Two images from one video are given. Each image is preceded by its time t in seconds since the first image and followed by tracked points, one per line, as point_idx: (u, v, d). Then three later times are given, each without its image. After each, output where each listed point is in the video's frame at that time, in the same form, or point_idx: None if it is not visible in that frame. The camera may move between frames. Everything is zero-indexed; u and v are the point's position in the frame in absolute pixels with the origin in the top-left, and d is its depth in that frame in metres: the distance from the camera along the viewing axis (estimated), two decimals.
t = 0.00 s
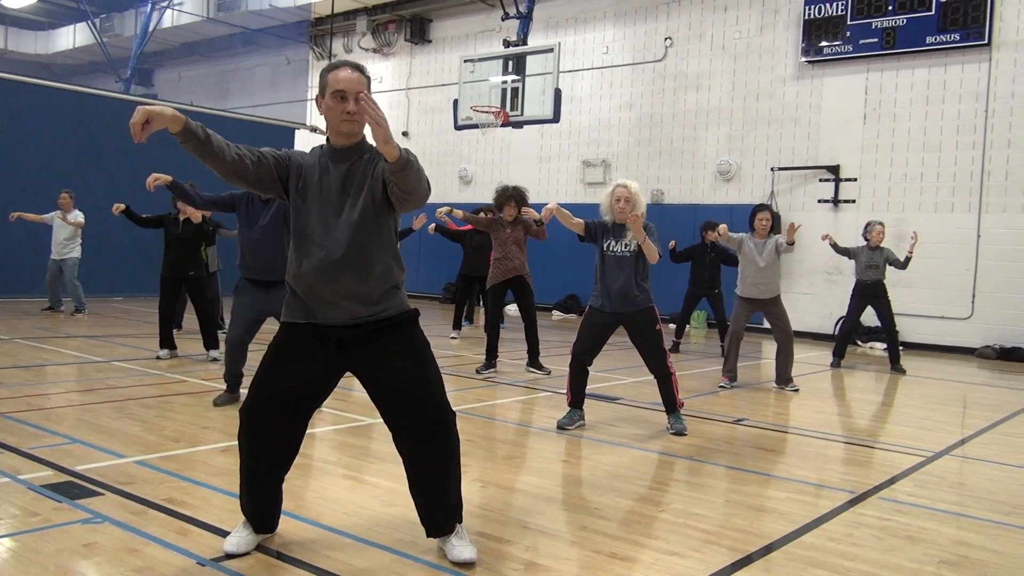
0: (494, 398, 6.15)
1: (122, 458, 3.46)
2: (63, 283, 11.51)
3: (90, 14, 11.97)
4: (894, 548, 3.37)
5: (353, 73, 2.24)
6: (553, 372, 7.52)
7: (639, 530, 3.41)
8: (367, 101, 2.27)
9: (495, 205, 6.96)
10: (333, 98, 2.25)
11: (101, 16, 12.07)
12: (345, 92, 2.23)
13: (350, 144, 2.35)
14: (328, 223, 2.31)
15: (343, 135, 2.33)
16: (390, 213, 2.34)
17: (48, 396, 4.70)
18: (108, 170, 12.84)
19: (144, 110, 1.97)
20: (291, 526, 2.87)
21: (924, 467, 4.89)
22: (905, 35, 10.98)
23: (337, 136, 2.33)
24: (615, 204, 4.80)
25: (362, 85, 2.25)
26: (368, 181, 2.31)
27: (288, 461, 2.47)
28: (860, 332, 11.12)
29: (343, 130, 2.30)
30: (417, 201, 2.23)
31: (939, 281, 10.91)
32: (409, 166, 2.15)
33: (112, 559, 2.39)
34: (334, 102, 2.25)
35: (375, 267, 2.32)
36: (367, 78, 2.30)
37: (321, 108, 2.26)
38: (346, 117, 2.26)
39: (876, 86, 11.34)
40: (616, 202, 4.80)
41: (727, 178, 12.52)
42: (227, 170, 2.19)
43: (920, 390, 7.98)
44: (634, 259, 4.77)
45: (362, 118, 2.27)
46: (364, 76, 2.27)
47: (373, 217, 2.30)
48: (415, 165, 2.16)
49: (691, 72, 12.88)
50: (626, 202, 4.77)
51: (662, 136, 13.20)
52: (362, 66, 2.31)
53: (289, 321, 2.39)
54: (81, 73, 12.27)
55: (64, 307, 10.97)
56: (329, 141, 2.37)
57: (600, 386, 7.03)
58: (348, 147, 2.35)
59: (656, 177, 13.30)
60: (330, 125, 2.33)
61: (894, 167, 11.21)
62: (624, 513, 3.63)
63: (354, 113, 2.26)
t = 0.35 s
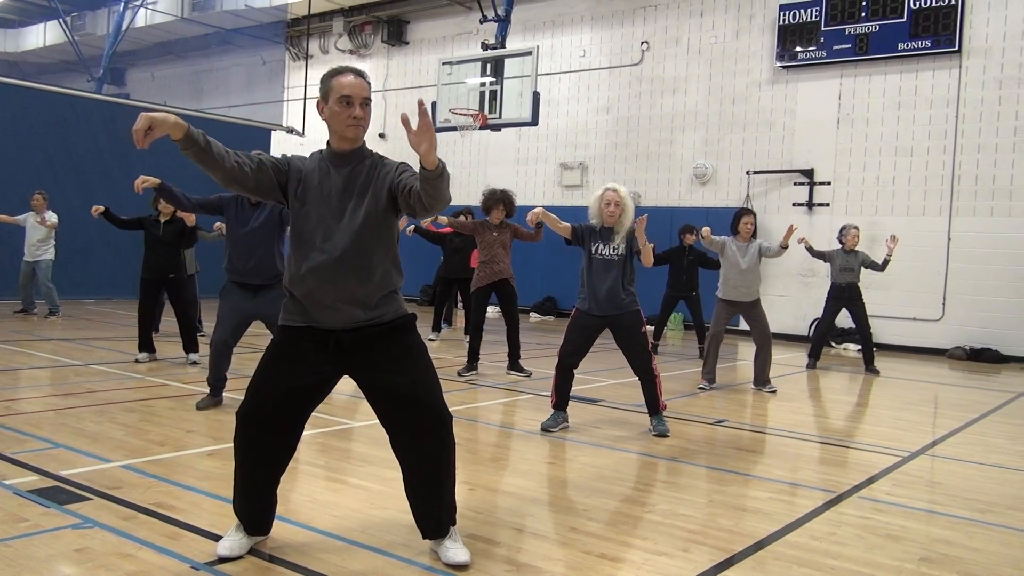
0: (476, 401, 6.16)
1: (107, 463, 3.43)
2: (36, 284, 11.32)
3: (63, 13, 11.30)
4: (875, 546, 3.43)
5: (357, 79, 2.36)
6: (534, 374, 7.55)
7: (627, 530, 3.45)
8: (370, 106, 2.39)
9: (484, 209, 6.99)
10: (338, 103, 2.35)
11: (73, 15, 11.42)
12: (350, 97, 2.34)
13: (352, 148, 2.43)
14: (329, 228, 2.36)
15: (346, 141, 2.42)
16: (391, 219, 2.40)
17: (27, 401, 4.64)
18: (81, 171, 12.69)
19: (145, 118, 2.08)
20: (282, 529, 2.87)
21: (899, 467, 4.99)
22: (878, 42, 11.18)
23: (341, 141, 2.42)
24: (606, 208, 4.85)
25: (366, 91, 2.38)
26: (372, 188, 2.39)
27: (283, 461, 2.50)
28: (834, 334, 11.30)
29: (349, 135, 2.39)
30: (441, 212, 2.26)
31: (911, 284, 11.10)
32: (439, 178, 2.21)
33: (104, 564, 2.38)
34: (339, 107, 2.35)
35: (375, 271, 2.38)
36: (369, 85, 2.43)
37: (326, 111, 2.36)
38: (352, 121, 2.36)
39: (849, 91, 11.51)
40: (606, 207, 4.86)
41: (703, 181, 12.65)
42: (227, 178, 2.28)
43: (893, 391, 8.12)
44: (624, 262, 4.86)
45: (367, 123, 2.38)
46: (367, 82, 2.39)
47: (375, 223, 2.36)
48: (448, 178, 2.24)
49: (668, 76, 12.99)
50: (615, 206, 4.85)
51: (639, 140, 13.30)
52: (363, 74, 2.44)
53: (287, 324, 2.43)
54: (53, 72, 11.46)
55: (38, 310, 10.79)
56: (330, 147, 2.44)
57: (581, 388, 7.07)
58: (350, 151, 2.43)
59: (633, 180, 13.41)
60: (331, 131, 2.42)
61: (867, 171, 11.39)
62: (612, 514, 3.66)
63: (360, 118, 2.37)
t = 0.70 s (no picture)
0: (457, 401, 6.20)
1: (91, 464, 3.43)
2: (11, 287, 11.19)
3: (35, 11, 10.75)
4: (850, 541, 3.52)
5: (353, 81, 2.43)
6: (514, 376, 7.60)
7: (609, 527, 3.50)
8: (365, 107, 2.46)
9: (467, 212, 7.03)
10: (336, 105, 2.42)
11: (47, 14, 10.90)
12: (349, 99, 2.41)
13: (347, 149, 2.49)
14: (326, 228, 2.41)
15: (341, 142, 2.47)
16: (387, 221, 2.46)
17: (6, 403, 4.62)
18: (57, 172, 12.61)
19: (141, 118, 2.15)
20: (269, 528, 2.90)
21: (873, 465, 5.09)
22: (851, 48, 11.37)
23: (338, 142, 2.47)
24: (591, 210, 4.93)
25: (362, 93, 2.45)
26: (368, 188, 2.45)
27: (275, 460, 2.53)
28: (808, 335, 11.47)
29: (346, 136, 2.45)
30: (446, 214, 2.33)
31: (884, 286, 11.29)
32: (457, 183, 2.28)
33: (93, 563, 2.40)
34: (337, 109, 2.42)
35: (371, 272, 2.43)
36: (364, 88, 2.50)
37: (325, 113, 2.43)
38: (350, 123, 2.43)
39: (824, 96, 11.69)
40: (592, 209, 4.93)
41: (681, 185, 12.79)
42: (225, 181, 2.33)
43: (866, 391, 8.26)
44: (609, 267, 4.91)
45: (364, 123, 2.45)
46: (362, 85, 2.46)
47: (371, 224, 2.42)
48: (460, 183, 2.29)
49: (645, 80, 13.11)
50: (601, 209, 4.92)
51: (617, 144, 13.42)
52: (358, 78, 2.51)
53: (282, 323, 2.47)
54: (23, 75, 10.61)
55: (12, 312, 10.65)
56: (326, 148, 2.49)
57: (561, 388, 7.13)
58: (346, 153, 2.49)
59: (612, 183, 13.52)
60: (327, 132, 2.48)
61: (841, 175, 11.57)
62: (594, 512, 3.72)
63: (357, 119, 2.44)
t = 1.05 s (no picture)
0: (439, 408, 6.26)
1: (78, 471, 3.46)
2: None
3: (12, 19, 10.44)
4: (823, 540, 3.62)
5: (348, 93, 2.51)
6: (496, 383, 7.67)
7: (590, 529, 3.58)
8: (359, 119, 2.54)
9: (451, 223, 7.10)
10: (331, 116, 2.50)
11: (25, 22, 10.60)
12: (344, 110, 2.49)
13: (341, 160, 2.56)
14: (321, 237, 2.48)
15: (335, 152, 2.54)
16: (381, 231, 2.53)
17: None
18: (36, 182, 12.55)
19: (137, 129, 2.23)
20: (256, 531, 2.95)
21: (847, 468, 5.21)
22: (826, 61, 11.59)
23: (333, 153, 2.54)
24: (575, 221, 5.03)
25: (356, 104, 2.53)
26: (362, 198, 2.52)
27: (266, 463, 2.59)
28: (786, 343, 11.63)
29: (342, 147, 2.52)
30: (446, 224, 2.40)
31: (858, 294, 11.49)
32: (465, 195, 2.35)
33: (84, 565, 2.44)
34: (333, 120, 2.49)
35: (365, 280, 2.50)
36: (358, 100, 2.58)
37: (321, 124, 2.50)
38: (346, 133, 2.50)
39: (800, 108, 11.90)
40: (576, 220, 5.02)
41: (660, 195, 12.94)
42: (218, 193, 2.41)
43: (842, 398, 8.41)
44: (593, 276, 5.00)
45: (358, 134, 2.53)
46: (356, 96, 2.54)
47: (365, 233, 2.49)
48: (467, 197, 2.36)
49: (625, 91, 13.28)
50: (585, 220, 5.02)
51: (597, 154, 13.56)
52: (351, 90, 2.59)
53: (274, 329, 2.53)
54: None
55: None
56: (320, 159, 2.56)
57: (542, 396, 7.21)
58: (339, 163, 2.56)
59: (592, 193, 13.66)
60: (321, 143, 2.55)
61: (817, 185, 11.77)
62: (575, 515, 3.80)
63: (352, 130, 2.51)
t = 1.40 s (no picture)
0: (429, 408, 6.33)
1: (74, 472, 3.51)
2: None
3: None
4: (806, 528, 3.73)
5: (345, 97, 2.59)
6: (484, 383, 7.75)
7: (580, 521, 3.67)
8: (357, 122, 2.61)
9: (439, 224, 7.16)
10: (330, 120, 2.57)
11: (5, 27, 10.59)
12: (342, 114, 2.57)
13: (339, 164, 2.63)
14: (320, 238, 2.55)
15: (333, 155, 2.62)
16: (379, 232, 2.61)
17: None
18: (18, 188, 12.52)
19: (135, 138, 2.29)
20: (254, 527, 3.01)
21: (829, 459, 5.33)
22: (804, 61, 11.76)
23: (332, 156, 2.61)
24: (563, 223, 5.12)
25: (353, 109, 2.61)
26: (361, 200, 2.60)
27: (265, 461, 2.66)
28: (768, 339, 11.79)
29: (341, 149, 2.60)
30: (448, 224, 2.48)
31: (838, 291, 11.67)
32: (470, 199, 2.43)
33: (88, 562, 2.50)
34: (332, 124, 2.57)
35: (364, 280, 2.58)
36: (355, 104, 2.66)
37: (320, 127, 2.58)
38: (344, 136, 2.58)
39: (779, 107, 12.06)
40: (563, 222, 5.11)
41: (643, 194, 13.07)
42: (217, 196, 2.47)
43: (824, 392, 8.55)
44: (581, 276, 5.09)
45: (357, 137, 2.61)
46: (353, 101, 2.62)
47: (364, 234, 2.57)
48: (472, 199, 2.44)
49: (607, 93, 13.39)
50: (572, 222, 5.10)
51: (580, 154, 13.68)
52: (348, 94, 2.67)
53: (274, 330, 2.60)
54: None
55: None
56: (318, 162, 2.63)
57: (530, 394, 7.30)
58: (338, 166, 2.63)
59: (576, 193, 13.76)
60: (320, 146, 2.63)
61: (797, 183, 11.93)
62: (565, 507, 3.89)
63: (350, 134, 2.59)
